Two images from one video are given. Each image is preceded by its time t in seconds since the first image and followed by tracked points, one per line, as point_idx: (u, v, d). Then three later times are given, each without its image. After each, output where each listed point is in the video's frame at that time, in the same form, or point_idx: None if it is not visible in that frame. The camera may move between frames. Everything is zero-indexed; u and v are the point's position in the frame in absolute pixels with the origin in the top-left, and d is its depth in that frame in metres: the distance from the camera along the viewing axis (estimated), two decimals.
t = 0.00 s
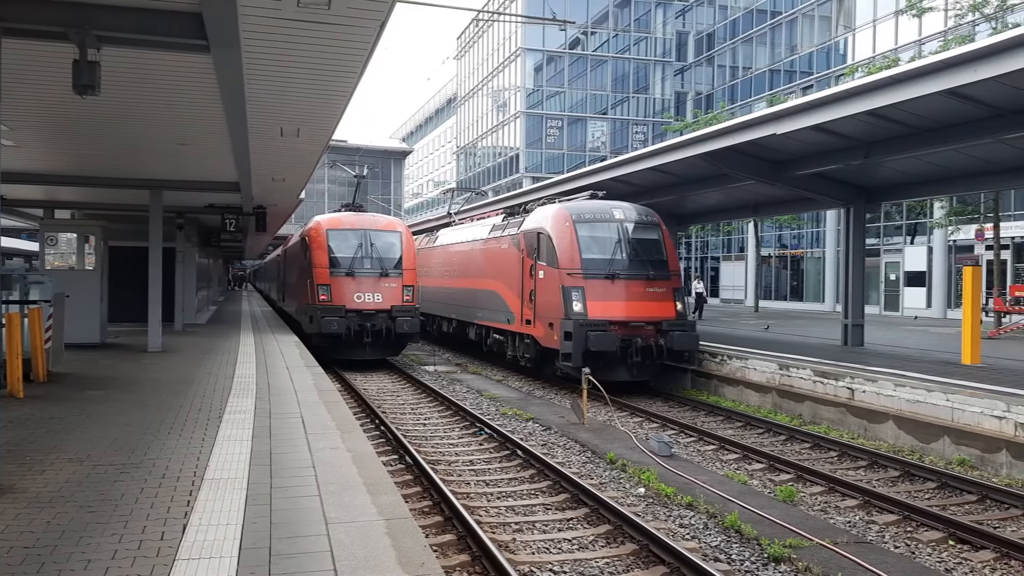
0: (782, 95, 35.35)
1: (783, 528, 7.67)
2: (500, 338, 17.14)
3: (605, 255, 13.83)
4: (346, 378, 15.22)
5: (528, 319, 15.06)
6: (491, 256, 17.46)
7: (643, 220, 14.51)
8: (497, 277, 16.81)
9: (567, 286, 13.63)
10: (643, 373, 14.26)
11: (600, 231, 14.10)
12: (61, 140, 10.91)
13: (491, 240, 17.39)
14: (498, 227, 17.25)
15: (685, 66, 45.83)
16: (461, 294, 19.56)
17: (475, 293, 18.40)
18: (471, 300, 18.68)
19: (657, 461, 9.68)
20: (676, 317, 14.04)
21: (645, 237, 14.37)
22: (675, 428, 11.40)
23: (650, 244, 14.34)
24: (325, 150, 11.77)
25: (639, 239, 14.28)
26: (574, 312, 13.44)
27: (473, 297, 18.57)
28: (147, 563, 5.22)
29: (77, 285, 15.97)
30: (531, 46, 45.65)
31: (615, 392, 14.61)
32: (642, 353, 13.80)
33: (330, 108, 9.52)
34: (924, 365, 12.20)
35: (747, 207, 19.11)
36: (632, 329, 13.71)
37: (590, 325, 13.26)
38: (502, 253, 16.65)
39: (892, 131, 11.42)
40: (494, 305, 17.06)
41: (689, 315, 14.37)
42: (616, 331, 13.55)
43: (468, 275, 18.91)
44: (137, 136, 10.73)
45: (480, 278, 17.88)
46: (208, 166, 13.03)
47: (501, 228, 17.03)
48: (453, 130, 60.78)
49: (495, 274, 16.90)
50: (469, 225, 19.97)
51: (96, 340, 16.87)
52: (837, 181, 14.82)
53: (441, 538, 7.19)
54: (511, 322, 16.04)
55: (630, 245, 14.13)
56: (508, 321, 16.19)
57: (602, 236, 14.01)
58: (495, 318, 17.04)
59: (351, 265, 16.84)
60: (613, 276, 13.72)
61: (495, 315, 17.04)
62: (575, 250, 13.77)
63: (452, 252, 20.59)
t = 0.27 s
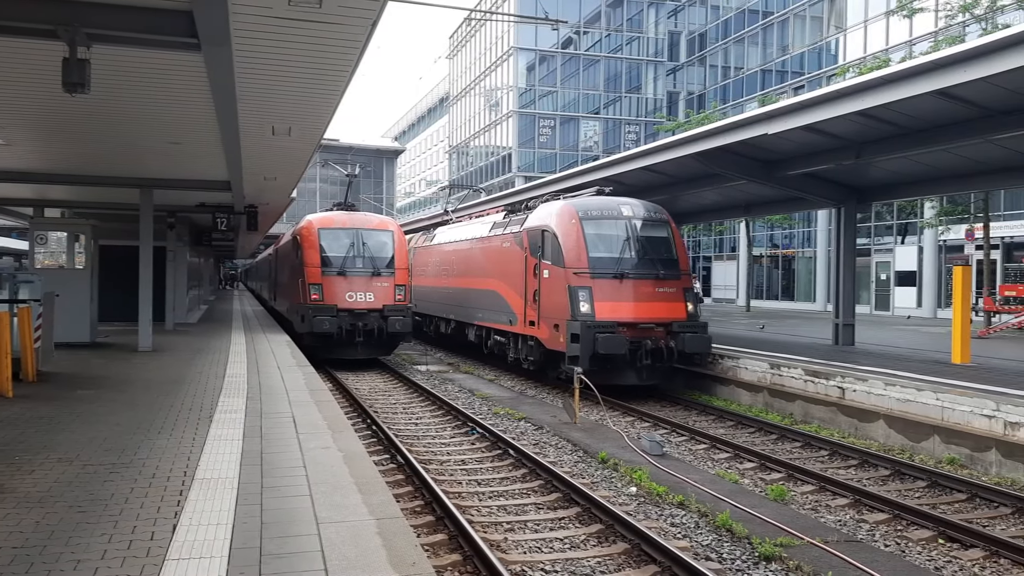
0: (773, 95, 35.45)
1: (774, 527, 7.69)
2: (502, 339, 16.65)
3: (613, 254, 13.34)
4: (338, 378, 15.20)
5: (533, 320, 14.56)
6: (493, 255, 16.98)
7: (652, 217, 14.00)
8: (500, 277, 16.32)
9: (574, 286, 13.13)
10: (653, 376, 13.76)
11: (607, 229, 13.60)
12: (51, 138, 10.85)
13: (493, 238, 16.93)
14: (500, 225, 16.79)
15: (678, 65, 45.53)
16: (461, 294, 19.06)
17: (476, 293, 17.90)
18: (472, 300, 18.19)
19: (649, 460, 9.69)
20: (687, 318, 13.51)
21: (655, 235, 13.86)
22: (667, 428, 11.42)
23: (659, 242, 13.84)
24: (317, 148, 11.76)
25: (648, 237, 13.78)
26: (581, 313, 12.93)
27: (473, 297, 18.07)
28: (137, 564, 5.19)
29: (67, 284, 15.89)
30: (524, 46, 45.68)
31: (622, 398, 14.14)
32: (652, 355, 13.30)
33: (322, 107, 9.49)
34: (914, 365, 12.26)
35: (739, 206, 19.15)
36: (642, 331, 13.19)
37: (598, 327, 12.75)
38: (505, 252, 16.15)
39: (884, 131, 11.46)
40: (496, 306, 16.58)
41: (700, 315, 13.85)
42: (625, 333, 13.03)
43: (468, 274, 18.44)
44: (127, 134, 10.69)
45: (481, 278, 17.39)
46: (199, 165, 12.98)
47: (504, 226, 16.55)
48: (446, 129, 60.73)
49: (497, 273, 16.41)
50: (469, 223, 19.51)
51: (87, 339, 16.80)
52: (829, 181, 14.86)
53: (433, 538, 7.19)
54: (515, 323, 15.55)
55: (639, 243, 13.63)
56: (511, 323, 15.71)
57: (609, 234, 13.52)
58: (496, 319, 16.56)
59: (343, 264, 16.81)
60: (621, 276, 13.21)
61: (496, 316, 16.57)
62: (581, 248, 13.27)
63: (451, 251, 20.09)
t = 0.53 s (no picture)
0: (764, 95, 35.55)
1: (764, 526, 7.72)
2: (504, 341, 16.14)
3: (621, 253, 12.87)
4: (328, 377, 15.16)
5: (538, 322, 14.08)
6: (495, 254, 16.48)
7: (662, 214, 13.51)
8: (503, 277, 15.80)
9: (581, 286, 12.66)
10: (663, 381, 13.12)
11: (615, 226, 13.13)
12: (38, 136, 10.78)
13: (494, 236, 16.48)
14: (502, 223, 16.37)
15: (669, 65, 45.81)
16: (461, 294, 18.53)
17: (477, 294, 17.38)
18: (472, 301, 17.68)
19: (639, 459, 9.70)
20: (698, 319, 13.01)
21: (665, 233, 13.38)
22: (657, 427, 11.43)
23: (669, 241, 13.34)
24: (307, 147, 11.73)
25: (657, 235, 13.28)
26: (588, 314, 12.47)
27: (474, 297, 17.55)
28: (124, 564, 5.17)
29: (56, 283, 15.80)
30: (515, 44, 45.64)
31: (630, 403, 13.50)
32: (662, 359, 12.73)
33: (312, 106, 9.48)
34: (902, 364, 12.32)
35: (730, 206, 19.20)
36: (651, 333, 12.69)
37: (606, 328, 12.28)
38: (508, 250, 15.65)
39: (874, 131, 11.50)
40: (498, 307, 16.08)
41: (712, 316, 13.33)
42: (634, 335, 12.54)
43: (468, 273, 17.97)
44: (114, 133, 10.63)
45: (482, 277, 16.90)
46: (188, 164, 12.93)
47: (506, 224, 16.05)
48: (437, 128, 60.65)
49: (499, 273, 15.91)
50: (468, 220, 19.05)
51: (75, 338, 16.71)
52: (818, 181, 14.92)
53: (423, 537, 7.19)
54: (519, 324, 15.06)
55: (648, 242, 13.14)
56: (515, 324, 15.21)
57: (616, 232, 13.05)
58: (499, 320, 16.06)
59: (334, 263, 16.77)
60: (630, 275, 12.73)
61: (499, 317, 16.07)
62: (589, 246, 12.81)
63: (450, 250, 19.55)
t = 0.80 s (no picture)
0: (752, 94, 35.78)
1: (752, 524, 7.74)
2: (505, 343, 15.50)
3: (630, 251, 12.32)
4: (316, 377, 15.12)
5: (542, 323, 13.50)
6: (494, 252, 15.82)
7: (671, 210, 12.96)
8: (504, 276, 15.14)
9: (588, 285, 12.10)
10: (674, 385, 12.50)
11: (623, 222, 12.58)
12: (22, 134, 10.69)
13: (494, 234, 15.81)
14: (501, 220, 15.68)
15: (658, 65, 45.97)
16: (458, 294, 17.85)
17: (476, 293, 16.72)
18: (470, 301, 17.02)
19: (628, 458, 9.71)
20: (710, 320, 12.46)
21: (674, 229, 12.84)
22: (646, 426, 11.44)
23: (679, 238, 12.79)
24: (295, 145, 11.68)
25: (666, 232, 12.73)
26: (597, 315, 11.89)
27: (473, 297, 16.88)
28: (109, 564, 5.14)
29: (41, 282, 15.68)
30: (504, 43, 45.60)
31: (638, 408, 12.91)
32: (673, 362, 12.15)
33: (300, 104, 9.44)
34: (888, 363, 12.40)
35: (718, 205, 19.26)
36: (662, 335, 12.13)
37: (615, 330, 11.71)
38: (509, 249, 15.01)
39: (861, 131, 11.55)
40: (498, 307, 15.43)
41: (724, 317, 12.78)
42: (644, 337, 11.98)
43: (465, 272, 17.33)
44: (100, 131, 10.56)
45: (481, 277, 16.23)
46: (175, 162, 12.87)
47: (506, 221, 15.40)
48: (426, 127, 60.52)
49: (499, 272, 15.27)
50: (464, 217, 18.43)
51: (60, 337, 16.61)
52: (806, 180, 14.98)
53: (411, 536, 7.18)
54: (521, 325, 14.42)
55: (658, 240, 12.58)
56: (517, 325, 14.57)
57: (625, 229, 12.49)
58: (499, 321, 15.40)
59: (322, 262, 16.73)
60: (639, 275, 12.17)
61: (499, 318, 15.43)
62: (596, 244, 12.26)
63: (446, 248, 18.86)
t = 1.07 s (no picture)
0: (736, 94, 35.89)
1: (734, 522, 7.79)
2: (501, 345, 14.95)
3: (636, 249, 11.84)
4: (299, 376, 15.06)
5: (542, 324, 12.96)
6: (491, 250, 15.25)
7: (678, 207, 12.49)
8: (502, 275, 14.55)
9: (592, 285, 11.59)
10: (682, 390, 11.96)
11: (628, 219, 12.10)
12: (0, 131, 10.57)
13: (491, 232, 15.17)
14: (499, 217, 15.01)
15: (642, 65, 46.15)
16: (452, 294, 17.23)
17: (471, 293, 16.13)
18: (466, 301, 16.42)
19: (612, 456, 9.73)
20: (719, 322, 12.01)
21: (681, 227, 12.36)
22: (630, 425, 11.47)
23: (686, 236, 12.32)
24: (278, 143, 11.62)
25: (673, 229, 12.25)
26: (602, 316, 11.39)
27: (469, 297, 16.28)
28: (90, 565, 5.10)
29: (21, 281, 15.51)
30: (489, 43, 45.43)
31: (643, 414, 12.38)
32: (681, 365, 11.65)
33: (282, 102, 9.39)
34: (869, 361, 12.51)
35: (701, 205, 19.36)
36: (670, 337, 11.66)
37: (622, 331, 11.21)
38: (507, 247, 14.41)
39: (843, 131, 11.63)
40: (496, 308, 14.85)
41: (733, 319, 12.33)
42: (651, 338, 11.50)
43: (460, 272, 16.71)
44: (80, 128, 10.47)
45: (477, 276, 15.61)
46: (155, 160, 12.79)
47: (504, 218, 14.83)
48: (410, 125, 60.34)
49: (497, 271, 14.66)
50: (458, 214, 17.83)
51: (40, 337, 16.44)
52: (789, 180, 15.08)
53: (395, 536, 7.18)
54: (520, 326, 13.86)
55: (665, 237, 12.11)
56: (516, 327, 14.00)
57: (630, 226, 12.02)
58: (496, 322, 14.84)
59: (305, 261, 16.66)
60: (646, 274, 11.69)
61: (496, 319, 14.86)
62: (601, 241, 11.76)
63: (439, 246, 18.23)
